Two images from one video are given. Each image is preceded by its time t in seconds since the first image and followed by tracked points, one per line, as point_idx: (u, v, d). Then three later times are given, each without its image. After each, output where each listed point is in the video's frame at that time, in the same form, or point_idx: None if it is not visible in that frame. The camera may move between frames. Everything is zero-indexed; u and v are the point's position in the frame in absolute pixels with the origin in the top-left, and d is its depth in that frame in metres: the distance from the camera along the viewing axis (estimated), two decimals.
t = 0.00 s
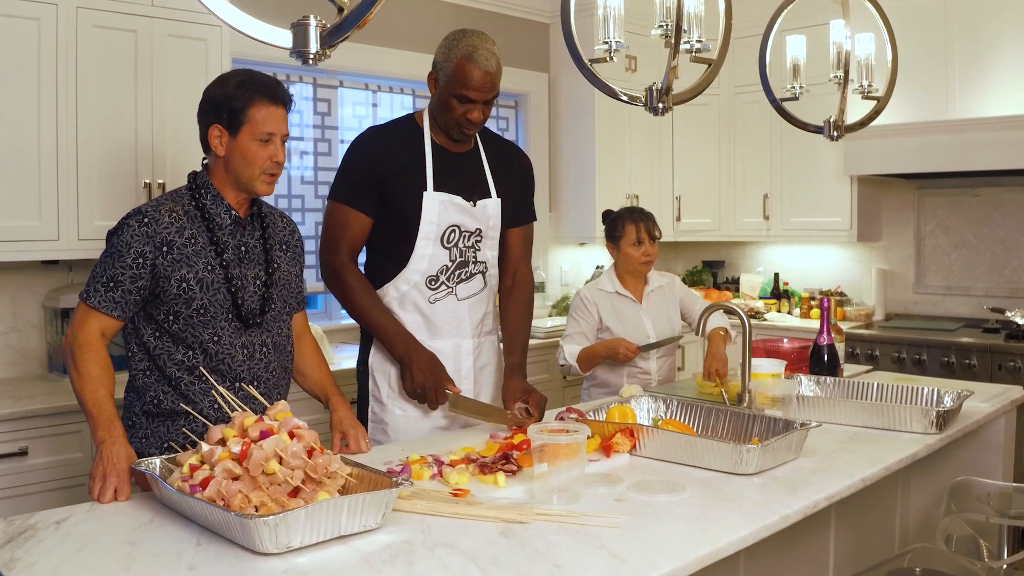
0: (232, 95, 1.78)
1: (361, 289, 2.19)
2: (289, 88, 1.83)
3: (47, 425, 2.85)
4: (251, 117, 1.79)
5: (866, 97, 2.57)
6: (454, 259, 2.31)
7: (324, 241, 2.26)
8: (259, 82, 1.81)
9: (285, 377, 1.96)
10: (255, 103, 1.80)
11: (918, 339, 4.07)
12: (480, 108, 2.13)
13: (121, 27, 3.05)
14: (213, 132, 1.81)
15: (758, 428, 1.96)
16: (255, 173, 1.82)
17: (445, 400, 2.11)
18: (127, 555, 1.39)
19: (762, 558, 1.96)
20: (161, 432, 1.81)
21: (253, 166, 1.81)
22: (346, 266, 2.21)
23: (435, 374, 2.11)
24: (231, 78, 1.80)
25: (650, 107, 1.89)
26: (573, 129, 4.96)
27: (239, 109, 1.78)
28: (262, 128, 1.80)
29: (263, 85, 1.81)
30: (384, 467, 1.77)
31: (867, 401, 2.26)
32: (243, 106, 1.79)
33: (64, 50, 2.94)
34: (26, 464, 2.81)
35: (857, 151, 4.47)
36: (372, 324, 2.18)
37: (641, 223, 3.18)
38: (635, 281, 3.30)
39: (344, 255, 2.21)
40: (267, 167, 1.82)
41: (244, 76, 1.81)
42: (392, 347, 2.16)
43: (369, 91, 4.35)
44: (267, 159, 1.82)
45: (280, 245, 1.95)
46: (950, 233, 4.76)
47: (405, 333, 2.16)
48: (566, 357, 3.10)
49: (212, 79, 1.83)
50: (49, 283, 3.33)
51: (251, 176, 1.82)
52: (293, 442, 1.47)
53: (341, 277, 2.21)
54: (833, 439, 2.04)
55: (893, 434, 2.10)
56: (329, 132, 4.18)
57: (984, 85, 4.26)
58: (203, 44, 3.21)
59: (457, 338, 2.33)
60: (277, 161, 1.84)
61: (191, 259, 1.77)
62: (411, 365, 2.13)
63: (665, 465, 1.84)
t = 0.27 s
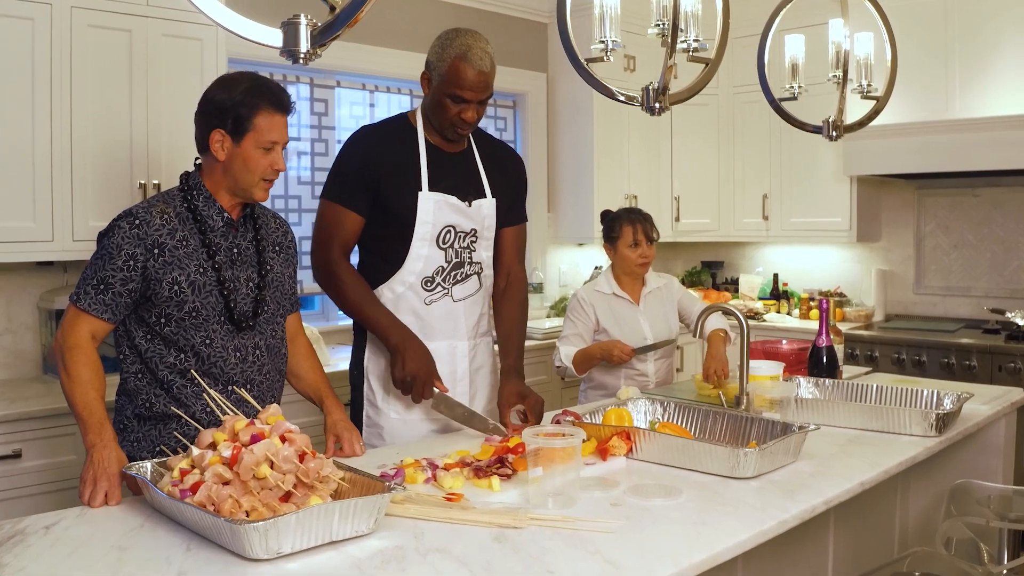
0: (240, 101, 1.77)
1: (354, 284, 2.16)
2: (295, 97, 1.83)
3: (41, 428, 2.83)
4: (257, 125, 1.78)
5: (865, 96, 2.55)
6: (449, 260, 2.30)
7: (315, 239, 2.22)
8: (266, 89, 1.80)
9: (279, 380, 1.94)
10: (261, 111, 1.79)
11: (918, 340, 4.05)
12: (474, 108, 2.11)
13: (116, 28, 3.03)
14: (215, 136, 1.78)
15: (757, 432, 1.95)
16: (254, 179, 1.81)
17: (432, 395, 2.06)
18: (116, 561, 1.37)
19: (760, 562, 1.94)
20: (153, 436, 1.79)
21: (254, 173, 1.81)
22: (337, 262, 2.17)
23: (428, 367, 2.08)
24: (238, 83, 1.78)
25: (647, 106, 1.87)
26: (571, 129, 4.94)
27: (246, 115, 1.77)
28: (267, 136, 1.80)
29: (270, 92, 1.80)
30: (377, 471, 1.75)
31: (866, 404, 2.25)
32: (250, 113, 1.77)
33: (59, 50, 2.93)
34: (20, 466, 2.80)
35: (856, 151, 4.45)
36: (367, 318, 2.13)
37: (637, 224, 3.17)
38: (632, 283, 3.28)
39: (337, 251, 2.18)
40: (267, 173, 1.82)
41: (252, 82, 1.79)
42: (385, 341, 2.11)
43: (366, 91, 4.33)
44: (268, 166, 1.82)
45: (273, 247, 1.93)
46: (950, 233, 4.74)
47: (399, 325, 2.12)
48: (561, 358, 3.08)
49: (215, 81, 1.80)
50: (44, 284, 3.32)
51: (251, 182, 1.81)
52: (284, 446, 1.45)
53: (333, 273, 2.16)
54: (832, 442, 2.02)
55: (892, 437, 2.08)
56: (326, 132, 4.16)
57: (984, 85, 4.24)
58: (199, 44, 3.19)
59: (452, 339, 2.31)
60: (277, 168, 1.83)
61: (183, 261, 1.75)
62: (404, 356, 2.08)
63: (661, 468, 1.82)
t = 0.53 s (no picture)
0: (237, 106, 1.74)
1: (341, 282, 2.16)
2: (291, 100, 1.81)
3: (34, 430, 2.81)
4: (254, 129, 1.76)
5: (864, 96, 2.53)
6: (443, 261, 2.28)
7: (309, 241, 2.24)
8: (264, 94, 1.77)
9: (273, 382, 1.93)
10: (258, 116, 1.76)
11: (917, 341, 4.03)
12: (465, 106, 2.10)
13: (112, 27, 3.01)
14: (211, 140, 1.75)
15: (754, 435, 1.93)
16: (248, 184, 1.79)
17: (416, 399, 2.05)
18: (104, 566, 1.35)
19: (758, 567, 1.93)
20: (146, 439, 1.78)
21: (250, 178, 1.78)
22: (329, 265, 2.18)
23: (411, 370, 2.07)
24: (236, 88, 1.75)
25: (644, 106, 1.85)
26: (570, 128, 4.93)
27: (243, 119, 1.74)
28: (264, 141, 1.77)
29: (268, 97, 1.77)
30: (371, 475, 1.73)
31: (864, 406, 2.23)
32: (248, 118, 1.75)
33: (54, 50, 2.91)
34: (13, 469, 2.78)
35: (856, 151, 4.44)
36: (354, 319, 2.14)
37: (636, 225, 3.15)
38: (631, 284, 3.26)
39: (328, 253, 2.19)
40: (262, 178, 1.80)
41: (250, 86, 1.76)
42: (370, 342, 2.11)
43: (364, 91, 4.31)
44: (263, 171, 1.80)
45: (264, 248, 1.92)
46: (949, 233, 4.73)
47: (385, 329, 2.12)
48: (559, 359, 3.07)
49: (209, 84, 1.77)
50: (39, 285, 3.30)
51: (247, 187, 1.79)
52: (276, 449, 1.43)
53: (322, 273, 2.18)
54: (830, 445, 2.00)
55: (891, 439, 2.06)
56: (323, 132, 4.15)
57: (983, 85, 4.22)
58: (195, 43, 3.17)
59: (446, 340, 2.29)
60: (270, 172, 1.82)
61: (174, 263, 1.74)
62: (388, 357, 2.08)
63: (658, 471, 1.80)
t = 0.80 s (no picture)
0: (212, 104, 1.72)
1: (327, 284, 2.15)
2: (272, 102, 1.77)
3: (28, 432, 2.79)
4: (227, 130, 1.73)
5: (863, 95, 2.51)
6: (438, 262, 2.26)
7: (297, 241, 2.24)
8: (241, 93, 1.75)
9: (263, 384, 1.90)
10: (234, 114, 1.73)
11: (917, 342, 4.01)
12: (454, 105, 2.09)
13: (106, 27, 2.98)
14: (186, 138, 1.74)
15: (752, 438, 1.92)
16: (223, 186, 1.77)
17: (398, 398, 2.02)
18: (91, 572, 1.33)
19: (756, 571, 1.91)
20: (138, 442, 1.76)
21: (223, 178, 1.76)
22: (314, 264, 2.18)
23: (390, 369, 2.03)
24: (214, 85, 1.73)
25: (639, 106, 1.82)
26: (568, 128, 4.91)
27: (216, 121, 1.72)
28: (237, 142, 1.74)
29: (245, 96, 1.75)
30: (364, 479, 1.71)
31: (863, 408, 2.21)
32: (222, 116, 1.72)
33: (47, 51, 2.88)
34: (6, 471, 2.76)
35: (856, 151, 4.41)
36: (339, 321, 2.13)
37: (636, 228, 3.12)
38: (630, 285, 3.24)
39: (314, 253, 2.19)
40: (235, 181, 1.76)
41: (228, 84, 1.74)
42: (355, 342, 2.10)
43: (361, 91, 4.29)
44: (237, 174, 1.76)
45: (251, 248, 1.90)
46: (950, 233, 4.70)
47: (367, 327, 2.10)
48: (557, 360, 3.05)
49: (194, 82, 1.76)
50: (33, 286, 3.28)
51: (219, 188, 1.76)
52: (266, 453, 1.41)
53: (309, 276, 2.18)
54: (829, 448, 1.98)
55: (890, 442, 2.04)
56: (320, 132, 4.13)
57: (984, 84, 4.20)
58: (190, 43, 3.15)
59: (442, 343, 2.27)
60: (246, 176, 1.78)
61: (160, 264, 1.72)
62: (370, 356, 2.06)
63: (653, 475, 1.78)
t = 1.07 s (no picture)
0: (179, 102, 1.69)
1: (323, 285, 2.13)
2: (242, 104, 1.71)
3: (22, 434, 2.77)
4: (192, 130, 1.69)
5: (862, 94, 2.49)
6: (427, 264, 2.24)
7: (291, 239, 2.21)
8: (209, 92, 1.70)
9: (253, 385, 1.89)
10: (199, 114, 1.69)
11: (918, 342, 3.99)
12: (451, 103, 2.07)
13: (101, 26, 2.96)
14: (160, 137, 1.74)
15: (749, 440, 1.90)
16: (189, 186, 1.73)
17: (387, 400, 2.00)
18: None
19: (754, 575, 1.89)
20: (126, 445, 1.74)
21: (190, 180, 1.73)
22: (308, 263, 2.16)
23: (379, 372, 2.02)
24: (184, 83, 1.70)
25: (636, 105, 1.80)
26: (568, 128, 4.90)
27: (182, 118, 1.69)
28: (202, 144, 1.70)
29: (213, 95, 1.69)
30: (357, 482, 1.69)
31: (863, 410, 2.19)
32: (188, 115, 1.69)
33: (43, 51, 2.86)
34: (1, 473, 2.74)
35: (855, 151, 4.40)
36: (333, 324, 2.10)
37: (641, 232, 3.09)
38: (628, 287, 3.22)
39: (308, 253, 2.16)
40: (201, 182, 1.72)
41: (197, 83, 1.71)
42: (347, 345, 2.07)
43: (359, 90, 4.27)
44: (203, 175, 1.72)
45: (242, 249, 1.88)
46: (951, 233, 4.68)
47: (358, 329, 2.08)
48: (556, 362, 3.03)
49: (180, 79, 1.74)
50: (29, 286, 3.26)
51: (188, 190, 1.73)
52: (257, 457, 1.39)
53: (304, 277, 2.15)
54: (828, 450, 1.96)
55: (890, 444, 2.02)
56: (318, 132, 4.11)
57: (984, 83, 4.18)
58: (186, 42, 3.13)
59: (430, 345, 2.26)
60: (215, 179, 1.73)
61: (147, 266, 1.70)
62: (359, 357, 2.04)
63: (650, 478, 1.77)
